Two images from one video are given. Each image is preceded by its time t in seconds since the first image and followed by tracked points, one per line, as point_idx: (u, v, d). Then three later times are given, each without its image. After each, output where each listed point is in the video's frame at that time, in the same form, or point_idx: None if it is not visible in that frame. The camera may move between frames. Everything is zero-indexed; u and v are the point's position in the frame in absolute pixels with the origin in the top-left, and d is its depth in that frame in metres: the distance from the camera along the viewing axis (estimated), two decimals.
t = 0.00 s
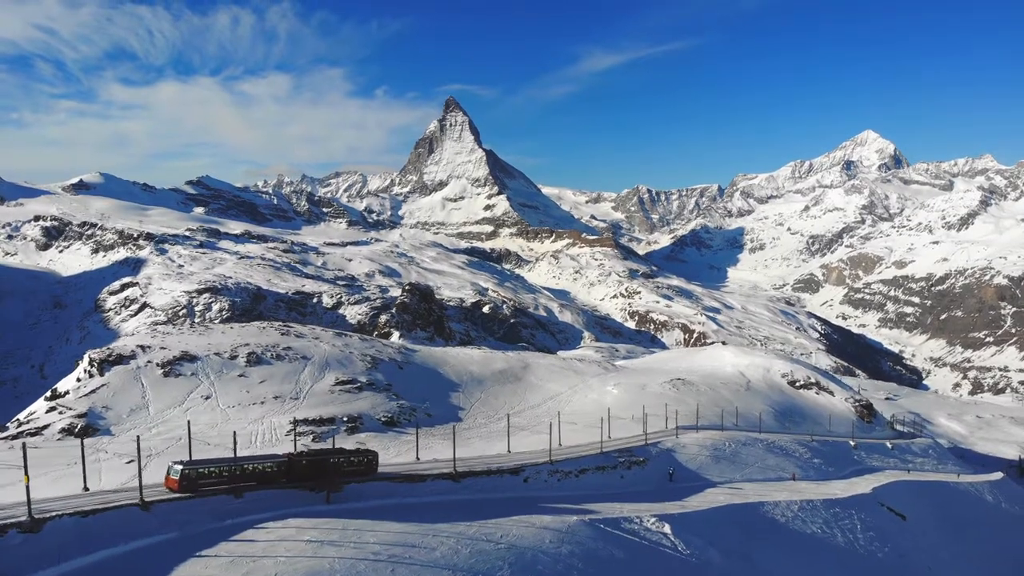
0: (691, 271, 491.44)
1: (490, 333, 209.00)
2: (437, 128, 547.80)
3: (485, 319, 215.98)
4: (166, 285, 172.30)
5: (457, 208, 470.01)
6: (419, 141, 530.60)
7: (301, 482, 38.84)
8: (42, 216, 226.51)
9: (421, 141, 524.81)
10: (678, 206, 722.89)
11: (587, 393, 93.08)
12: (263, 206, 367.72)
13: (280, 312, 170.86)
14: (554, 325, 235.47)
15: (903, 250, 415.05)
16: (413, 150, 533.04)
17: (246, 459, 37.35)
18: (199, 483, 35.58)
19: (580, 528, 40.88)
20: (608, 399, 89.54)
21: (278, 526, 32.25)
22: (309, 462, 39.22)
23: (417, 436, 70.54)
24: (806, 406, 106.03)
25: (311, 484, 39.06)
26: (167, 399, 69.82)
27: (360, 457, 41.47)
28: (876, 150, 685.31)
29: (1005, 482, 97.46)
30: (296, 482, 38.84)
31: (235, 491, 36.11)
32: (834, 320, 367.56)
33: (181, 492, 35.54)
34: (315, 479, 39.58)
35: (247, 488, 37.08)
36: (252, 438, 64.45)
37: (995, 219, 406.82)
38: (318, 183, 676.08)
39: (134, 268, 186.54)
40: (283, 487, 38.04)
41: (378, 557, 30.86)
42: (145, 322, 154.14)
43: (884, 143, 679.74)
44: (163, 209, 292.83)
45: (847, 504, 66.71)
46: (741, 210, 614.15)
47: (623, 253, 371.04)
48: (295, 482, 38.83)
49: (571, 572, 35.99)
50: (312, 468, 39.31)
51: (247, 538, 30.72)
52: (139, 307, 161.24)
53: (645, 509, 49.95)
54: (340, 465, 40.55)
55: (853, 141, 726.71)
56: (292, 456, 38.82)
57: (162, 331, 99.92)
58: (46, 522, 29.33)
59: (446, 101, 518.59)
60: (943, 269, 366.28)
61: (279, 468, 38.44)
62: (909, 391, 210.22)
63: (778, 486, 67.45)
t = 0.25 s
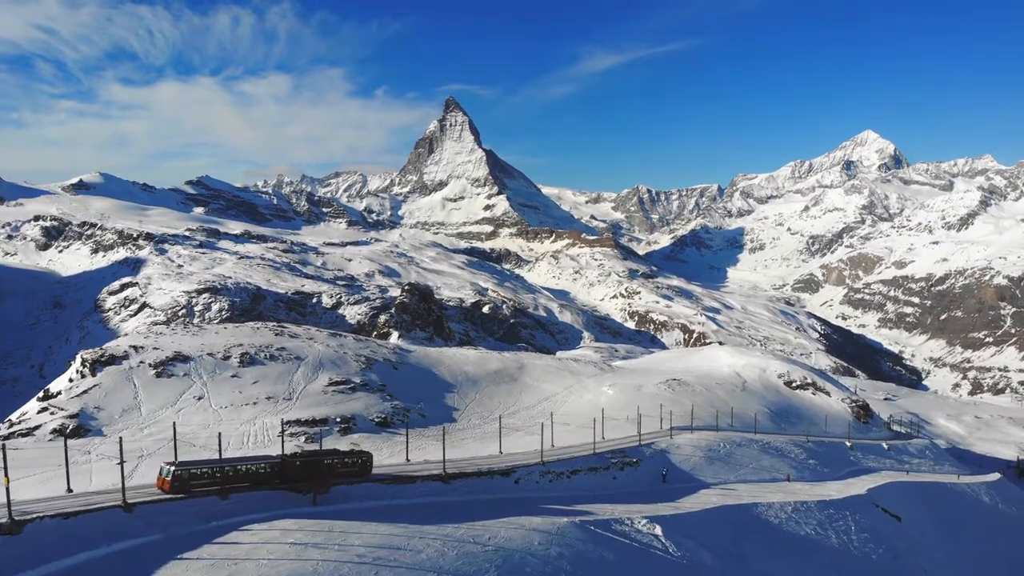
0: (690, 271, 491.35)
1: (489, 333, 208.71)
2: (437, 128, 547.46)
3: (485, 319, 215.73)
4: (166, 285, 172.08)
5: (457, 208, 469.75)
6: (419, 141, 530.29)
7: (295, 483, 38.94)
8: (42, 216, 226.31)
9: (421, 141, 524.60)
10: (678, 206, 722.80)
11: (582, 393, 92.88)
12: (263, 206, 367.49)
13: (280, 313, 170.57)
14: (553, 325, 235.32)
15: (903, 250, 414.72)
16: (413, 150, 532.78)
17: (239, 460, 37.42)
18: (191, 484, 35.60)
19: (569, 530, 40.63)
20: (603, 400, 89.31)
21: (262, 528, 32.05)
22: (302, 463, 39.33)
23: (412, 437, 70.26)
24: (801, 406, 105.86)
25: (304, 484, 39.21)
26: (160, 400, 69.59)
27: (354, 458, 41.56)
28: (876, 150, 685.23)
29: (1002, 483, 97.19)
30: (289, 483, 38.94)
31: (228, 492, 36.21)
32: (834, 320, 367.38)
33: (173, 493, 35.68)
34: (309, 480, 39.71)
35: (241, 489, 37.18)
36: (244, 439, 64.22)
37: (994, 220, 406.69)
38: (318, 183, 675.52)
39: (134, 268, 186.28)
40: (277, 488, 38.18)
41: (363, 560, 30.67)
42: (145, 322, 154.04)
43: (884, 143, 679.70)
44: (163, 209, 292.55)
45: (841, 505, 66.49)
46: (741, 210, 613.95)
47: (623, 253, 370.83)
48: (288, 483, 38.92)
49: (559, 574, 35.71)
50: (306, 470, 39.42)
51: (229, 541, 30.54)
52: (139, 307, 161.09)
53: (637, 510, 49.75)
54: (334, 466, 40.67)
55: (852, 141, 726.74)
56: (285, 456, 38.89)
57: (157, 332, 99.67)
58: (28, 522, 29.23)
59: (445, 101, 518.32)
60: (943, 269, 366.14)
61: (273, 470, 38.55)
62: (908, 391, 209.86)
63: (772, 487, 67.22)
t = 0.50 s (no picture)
0: (690, 272, 491.43)
1: (489, 334, 208.43)
2: (437, 129, 547.23)
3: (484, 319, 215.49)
4: (166, 285, 171.84)
5: (457, 208, 469.68)
6: (418, 141, 529.97)
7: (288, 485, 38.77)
8: (41, 216, 226.07)
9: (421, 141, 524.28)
10: (678, 207, 722.99)
11: (577, 394, 92.70)
12: (263, 206, 367.34)
13: (280, 313, 170.24)
14: (553, 325, 235.12)
15: (903, 251, 414.67)
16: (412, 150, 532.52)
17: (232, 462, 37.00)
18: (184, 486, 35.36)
19: (557, 532, 40.43)
20: (598, 401, 89.05)
21: (246, 530, 31.85)
22: (297, 465, 39.18)
23: (405, 438, 70.02)
24: (797, 407, 105.62)
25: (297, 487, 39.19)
26: (152, 400, 69.37)
27: (349, 460, 41.56)
28: (875, 150, 685.57)
29: (999, 484, 96.98)
30: (282, 484, 38.89)
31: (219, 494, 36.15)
32: (834, 321, 367.41)
33: (164, 495, 35.75)
34: (303, 481, 39.69)
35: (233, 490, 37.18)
36: (236, 440, 64.01)
37: (994, 220, 406.68)
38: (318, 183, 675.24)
39: (133, 268, 186.02)
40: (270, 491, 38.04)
41: (347, 563, 30.50)
42: (144, 322, 153.92)
43: (884, 143, 679.97)
44: (163, 209, 292.30)
45: (835, 506, 66.30)
46: (740, 211, 614.44)
47: (623, 254, 370.82)
48: (281, 484, 38.81)
49: None
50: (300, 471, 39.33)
51: (211, 543, 30.36)
52: (139, 308, 160.98)
53: (627, 512, 49.59)
54: (327, 467, 40.68)
55: (852, 142, 726.80)
56: (281, 459, 38.58)
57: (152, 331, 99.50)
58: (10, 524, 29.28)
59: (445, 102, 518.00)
60: (942, 269, 366.26)
61: (266, 471, 38.25)
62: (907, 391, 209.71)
63: (766, 488, 67.01)
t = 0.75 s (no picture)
0: (690, 272, 491.13)
1: (489, 333, 208.21)
2: (436, 129, 546.78)
3: (484, 319, 215.21)
4: (165, 285, 171.64)
5: (457, 208, 469.45)
6: (418, 141, 529.52)
7: (282, 482, 40.35)
8: (41, 216, 225.81)
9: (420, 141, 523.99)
10: (677, 207, 722.79)
11: (573, 394, 92.53)
12: (263, 206, 367.19)
13: (279, 313, 169.90)
14: (553, 325, 234.89)
15: (903, 251, 414.42)
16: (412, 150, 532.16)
17: (224, 462, 38.84)
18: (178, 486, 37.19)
19: (546, 534, 40.20)
20: (593, 402, 88.79)
21: (229, 532, 31.71)
22: (289, 465, 40.80)
23: (400, 439, 69.78)
24: (793, 408, 105.40)
25: (291, 485, 40.66)
26: (144, 401, 69.17)
27: (340, 459, 42.92)
28: (875, 150, 685.64)
29: (995, 484, 96.86)
30: (277, 483, 40.36)
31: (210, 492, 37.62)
32: (833, 321, 367.17)
33: (157, 495, 37.33)
34: (294, 480, 41.13)
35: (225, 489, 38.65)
36: (227, 440, 63.81)
37: (994, 220, 406.34)
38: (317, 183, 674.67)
39: (133, 268, 185.72)
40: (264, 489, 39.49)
41: (330, 566, 30.34)
42: (144, 322, 153.86)
43: (884, 144, 680.01)
44: (162, 209, 291.96)
45: (829, 507, 66.12)
46: (740, 211, 614.42)
47: (622, 254, 370.61)
48: (276, 483, 40.30)
49: None
50: (290, 470, 40.78)
51: (194, 545, 30.28)
52: (138, 308, 160.93)
53: (618, 513, 49.40)
54: (320, 467, 42.02)
55: (852, 142, 726.62)
56: (272, 459, 40.34)
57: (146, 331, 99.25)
58: None
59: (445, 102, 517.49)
60: (942, 269, 366.11)
61: (260, 471, 39.90)
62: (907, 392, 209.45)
63: (759, 489, 66.80)
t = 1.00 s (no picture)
0: (690, 272, 490.94)
1: (488, 333, 207.87)
2: (436, 129, 546.29)
3: (484, 319, 214.82)
4: (165, 285, 171.28)
5: (457, 208, 469.19)
6: (418, 141, 529.02)
7: (274, 485, 40.09)
8: (40, 216, 225.46)
9: (420, 141, 523.59)
10: (677, 207, 722.57)
11: (567, 395, 92.24)
12: (263, 206, 366.93)
13: (279, 313, 169.60)
14: (552, 325, 234.58)
15: (902, 251, 414.36)
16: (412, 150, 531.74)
17: (215, 463, 38.41)
18: (167, 487, 36.82)
19: (533, 536, 39.95)
20: (588, 402, 88.53)
21: (209, 535, 31.58)
22: (281, 467, 40.52)
23: (390, 440, 69.51)
24: (788, 408, 105.18)
25: (282, 487, 40.34)
26: (134, 402, 68.83)
27: (333, 461, 42.51)
28: (875, 150, 685.66)
29: (991, 485, 96.65)
30: (268, 485, 40.13)
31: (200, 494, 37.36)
32: (833, 321, 367.01)
33: (147, 495, 36.88)
34: (286, 482, 40.68)
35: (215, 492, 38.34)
36: (217, 442, 63.55)
37: (994, 220, 406.08)
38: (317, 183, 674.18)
39: (133, 268, 185.32)
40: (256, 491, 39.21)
41: (310, 569, 30.10)
42: (143, 323, 153.66)
43: (883, 144, 680.05)
44: (162, 209, 291.52)
45: (822, 508, 65.87)
46: (740, 211, 614.43)
47: (622, 254, 370.38)
48: (268, 485, 40.06)
49: None
50: (282, 472, 40.41)
51: (173, 548, 30.22)
52: (138, 308, 160.84)
53: (607, 514, 49.13)
54: (311, 470, 41.61)
55: (852, 142, 726.47)
56: (264, 460, 39.97)
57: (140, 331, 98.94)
58: None
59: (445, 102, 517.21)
60: (942, 269, 366.04)
61: (251, 472, 39.58)
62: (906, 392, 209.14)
63: (752, 490, 66.56)
